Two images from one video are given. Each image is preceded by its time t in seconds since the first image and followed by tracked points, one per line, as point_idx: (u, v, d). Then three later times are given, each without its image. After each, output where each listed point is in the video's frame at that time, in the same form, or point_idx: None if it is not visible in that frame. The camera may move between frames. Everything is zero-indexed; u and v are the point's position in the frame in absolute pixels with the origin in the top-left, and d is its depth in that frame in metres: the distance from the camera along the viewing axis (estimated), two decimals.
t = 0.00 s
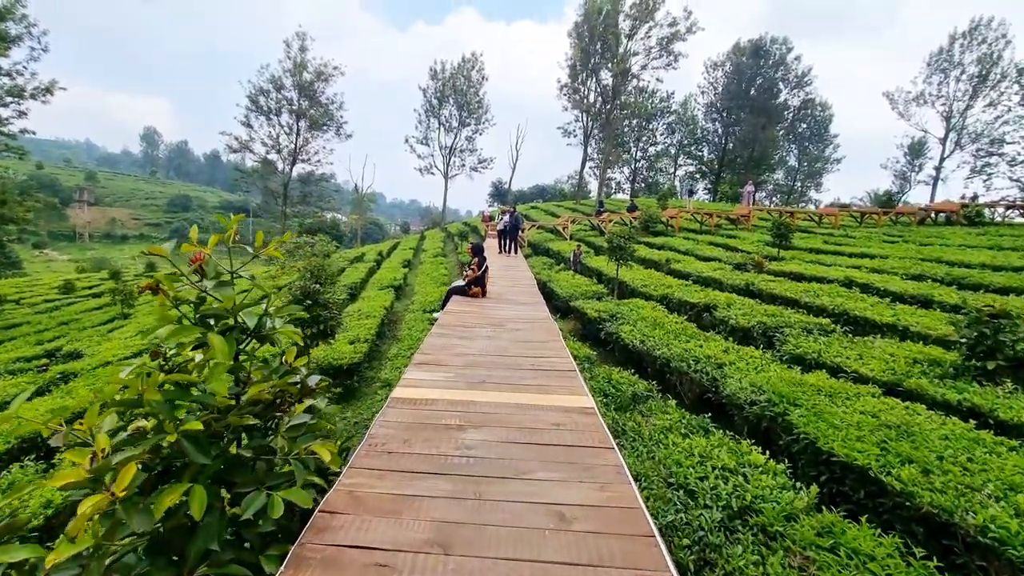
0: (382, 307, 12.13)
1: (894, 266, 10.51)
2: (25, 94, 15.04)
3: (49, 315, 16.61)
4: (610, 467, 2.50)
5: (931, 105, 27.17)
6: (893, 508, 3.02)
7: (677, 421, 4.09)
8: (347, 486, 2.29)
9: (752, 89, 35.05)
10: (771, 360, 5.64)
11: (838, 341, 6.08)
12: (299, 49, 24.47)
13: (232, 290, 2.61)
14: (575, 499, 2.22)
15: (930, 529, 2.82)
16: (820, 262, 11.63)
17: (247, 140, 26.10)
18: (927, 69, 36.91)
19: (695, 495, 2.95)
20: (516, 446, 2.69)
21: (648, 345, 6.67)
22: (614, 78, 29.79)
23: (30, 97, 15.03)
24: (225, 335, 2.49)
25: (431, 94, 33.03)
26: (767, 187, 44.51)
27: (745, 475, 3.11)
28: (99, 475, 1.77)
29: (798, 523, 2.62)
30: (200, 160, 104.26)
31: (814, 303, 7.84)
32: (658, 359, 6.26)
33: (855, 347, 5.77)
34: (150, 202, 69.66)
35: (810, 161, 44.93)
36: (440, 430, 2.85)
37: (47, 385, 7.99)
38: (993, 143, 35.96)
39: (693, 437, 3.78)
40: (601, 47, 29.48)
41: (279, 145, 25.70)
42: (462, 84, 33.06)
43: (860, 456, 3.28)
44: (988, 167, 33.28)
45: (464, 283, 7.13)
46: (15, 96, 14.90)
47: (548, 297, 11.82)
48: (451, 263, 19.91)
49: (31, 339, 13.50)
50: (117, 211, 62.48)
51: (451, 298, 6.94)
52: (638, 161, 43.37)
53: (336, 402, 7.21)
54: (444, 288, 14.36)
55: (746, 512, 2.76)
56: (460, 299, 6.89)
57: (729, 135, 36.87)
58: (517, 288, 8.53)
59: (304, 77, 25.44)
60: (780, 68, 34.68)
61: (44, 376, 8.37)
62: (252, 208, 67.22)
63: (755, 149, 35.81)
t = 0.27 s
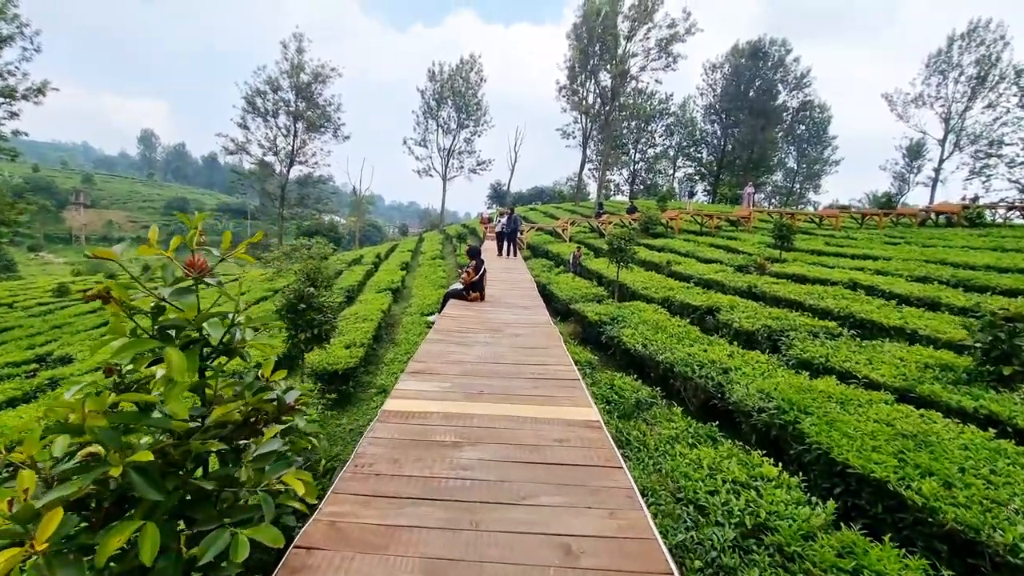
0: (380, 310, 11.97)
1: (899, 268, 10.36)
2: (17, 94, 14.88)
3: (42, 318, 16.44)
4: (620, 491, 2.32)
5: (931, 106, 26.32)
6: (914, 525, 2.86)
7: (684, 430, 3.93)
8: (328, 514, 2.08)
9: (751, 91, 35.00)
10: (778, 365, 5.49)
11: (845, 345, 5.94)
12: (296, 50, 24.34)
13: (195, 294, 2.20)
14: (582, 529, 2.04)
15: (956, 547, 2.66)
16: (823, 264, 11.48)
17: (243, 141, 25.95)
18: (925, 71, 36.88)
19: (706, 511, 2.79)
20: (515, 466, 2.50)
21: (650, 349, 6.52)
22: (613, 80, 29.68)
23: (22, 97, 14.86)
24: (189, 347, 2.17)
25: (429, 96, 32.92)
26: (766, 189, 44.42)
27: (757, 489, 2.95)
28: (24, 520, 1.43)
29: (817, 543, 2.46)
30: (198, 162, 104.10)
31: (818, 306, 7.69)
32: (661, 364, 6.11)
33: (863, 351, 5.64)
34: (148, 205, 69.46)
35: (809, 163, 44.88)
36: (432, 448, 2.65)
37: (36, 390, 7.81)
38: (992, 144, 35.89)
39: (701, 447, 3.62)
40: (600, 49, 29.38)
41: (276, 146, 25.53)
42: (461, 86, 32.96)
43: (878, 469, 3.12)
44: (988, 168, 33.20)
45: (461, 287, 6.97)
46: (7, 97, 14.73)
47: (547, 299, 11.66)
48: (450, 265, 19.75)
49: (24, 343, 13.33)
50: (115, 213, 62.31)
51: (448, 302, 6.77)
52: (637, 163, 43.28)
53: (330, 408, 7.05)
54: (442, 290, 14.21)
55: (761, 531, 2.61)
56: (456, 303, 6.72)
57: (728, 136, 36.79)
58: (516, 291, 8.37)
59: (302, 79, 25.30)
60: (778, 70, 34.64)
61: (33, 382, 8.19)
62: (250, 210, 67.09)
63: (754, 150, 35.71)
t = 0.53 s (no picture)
0: (377, 313, 11.81)
1: (905, 271, 10.21)
2: (13, 94, 14.75)
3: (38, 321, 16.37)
4: (630, 523, 2.14)
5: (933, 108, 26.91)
6: (939, 547, 2.68)
7: (691, 441, 3.76)
8: (300, 556, 1.89)
9: (752, 92, 34.90)
10: (786, 372, 5.32)
11: (854, 351, 5.78)
12: (296, 50, 24.24)
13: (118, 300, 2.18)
14: (588, 568, 1.87)
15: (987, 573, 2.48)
16: (827, 267, 11.33)
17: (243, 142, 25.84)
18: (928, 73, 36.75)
19: (718, 532, 2.63)
20: (514, 494, 2.32)
21: (654, 354, 6.37)
22: (614, 81, 29.56)
23: (18, 97, 14.73)
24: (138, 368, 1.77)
25: (430, 97, 32.79)
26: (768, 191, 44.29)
27: (772, 507, 2.78)
28: None
29: (838, 569, 2.29)
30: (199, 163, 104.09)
31: (825, 310, 7.54)
32: (665, 370, 5.95)
33: (874, 357, 5.48)
34: (149, 206, 69.40)
35: (810, 165, 44.76)
36: (422, 474, 2.47)
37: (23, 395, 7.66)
38: (995, 146, 35.79)
39: (710, 460, 3.45)
40: (601, 50, 29.28)
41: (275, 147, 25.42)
42: (462, 87, 32.86)
43: (898, 486, 2.94)
44: (991, 170, 33.10)
45: (460, 291, 6.82)
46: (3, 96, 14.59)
47: (547, 302, 11.51)
48: (450, 267, 19.61)
49: (17, 345, 13.19)
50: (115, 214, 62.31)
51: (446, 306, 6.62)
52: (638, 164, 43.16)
53: (326, 414, 6.88)
54: (441, 292, 14.06)
55: (777, 555, 2.44)
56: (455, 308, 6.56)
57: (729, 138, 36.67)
58: (516, 295, 8.21)
59: (301, 79, 25.19)
60: (780, 72, 34.55)
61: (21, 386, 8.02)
62: (251, 211, 67.06)
63: (756, 152, 35.56)
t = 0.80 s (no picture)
0: (376, 314, 11.66)
1: (912, 272, 10.03)
2: (11, 93, 14.65)
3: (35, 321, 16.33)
4: (646, 555, 1.96)
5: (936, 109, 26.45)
6: (970, 567, 2.53)
7: (701, 451, 3.61)
8: None
9: (754, 92, 34.73)
10: (797, 376, 5.16)
11: (866, 354, 5.62)
12: (296, 50, 24.12)
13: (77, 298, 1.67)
14: None
15: None
16: (833, 268, 11.15)
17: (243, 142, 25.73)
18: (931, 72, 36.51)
19: (734, 554, 2.47)
20: (518, 522, 2.14)
21: (659, 357, 6.22)
22: (616, 80, 29.39)
23: (16, 96, 14.64)
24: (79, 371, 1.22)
25: (430, 96, 32.65)
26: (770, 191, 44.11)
27: (790, 525, 2.62)
28: None
29: None
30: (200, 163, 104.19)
31: (834, 312, 7.37)
32: (671, 374, 5.80)
33: (887, 361, 5.31)
34: (150, 206, 69.48)
35: (812, 165, 44.58)
36: (419, 497, 2.30)
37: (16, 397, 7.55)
38: (999, 147, 35.56)
39: (722, 472, 3.29)
40: (603, 49, 29.13)
41: (275, 147, 25.32)
42: (463, 86, 32.72)
43: (923, 501, 2.79)
44: (995, 170, 32.88)
45: (460, 293, 6.66)
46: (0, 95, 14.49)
47: (549, 303, 11.35)
48: (451, 267, 19.48)
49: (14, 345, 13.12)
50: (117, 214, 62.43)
51: (446, 308, 6.46)
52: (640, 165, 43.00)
53: (324, 418, 6.72)
54: (441, 293, 13.92)
55: None
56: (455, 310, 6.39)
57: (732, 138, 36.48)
58: (518, 296, 8.03)
59: (302, 78, 25.08)
60: (783, 71, 34.36)
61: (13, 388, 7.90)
62: (252, 211, 67.10)
63: (758, 152, 35.38)
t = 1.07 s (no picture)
0: (376, 315, 11.51)
1: (921, 273, 9.85)
2: (8, 93, 14.52)
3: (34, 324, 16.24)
4: None
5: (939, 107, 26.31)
6: None
7: (714, 462, 3.45)
8: None
9: (757, 91, 34.53)
10: (808, 382, 5.00)
11: (879, 358, 5.46)
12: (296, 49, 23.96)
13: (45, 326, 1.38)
14: None
15: None
16: (840, 268, 10.98)
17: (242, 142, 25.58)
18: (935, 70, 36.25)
19: None
20: (524, 563, 1.96)
21: (665, 362, 6.06)
22: (618, 80, 29.17)
23: (12, 96, 14.49)
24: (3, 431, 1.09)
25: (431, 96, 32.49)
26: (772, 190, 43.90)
27: (814, 549, 2.45)
28: None
29: None
30: (202, 164, 104.23)
31: (844, 314, 7.20)
32: (678, 379, 5.64)
33: (900, 366, 5.16)
34: (151, 207, 69.47)
35: (815, 165, 44.37)
36: (416, 531, 2.12)
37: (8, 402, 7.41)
38: (1003, 145, 35.33)
39: (737, 487, 3.13)
40: (604, 48, 28.96)
41: (275, 146, 25.17)
42: (463, 86, 32.56)
43: (954, 521, 2.63)
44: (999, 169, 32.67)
45: (461, 297, 6.49)
46: None
47: (551, 304, 11.19)
48: (452, 268, 19.33)
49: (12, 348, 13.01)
50: (118, 215, 62.45)
51: (447, 312, 6.30)
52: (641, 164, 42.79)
53: (321, 424, 6.56)
54: (442, 294, 13.75)
55: None
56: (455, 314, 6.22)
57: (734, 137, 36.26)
58: (519, 299, 7.87)
59: (301, 78, 24.93)
60: (785, 70, 34.15)
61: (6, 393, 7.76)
62: (253, 212, 67.05)
63: (760, 151, 35.15)
